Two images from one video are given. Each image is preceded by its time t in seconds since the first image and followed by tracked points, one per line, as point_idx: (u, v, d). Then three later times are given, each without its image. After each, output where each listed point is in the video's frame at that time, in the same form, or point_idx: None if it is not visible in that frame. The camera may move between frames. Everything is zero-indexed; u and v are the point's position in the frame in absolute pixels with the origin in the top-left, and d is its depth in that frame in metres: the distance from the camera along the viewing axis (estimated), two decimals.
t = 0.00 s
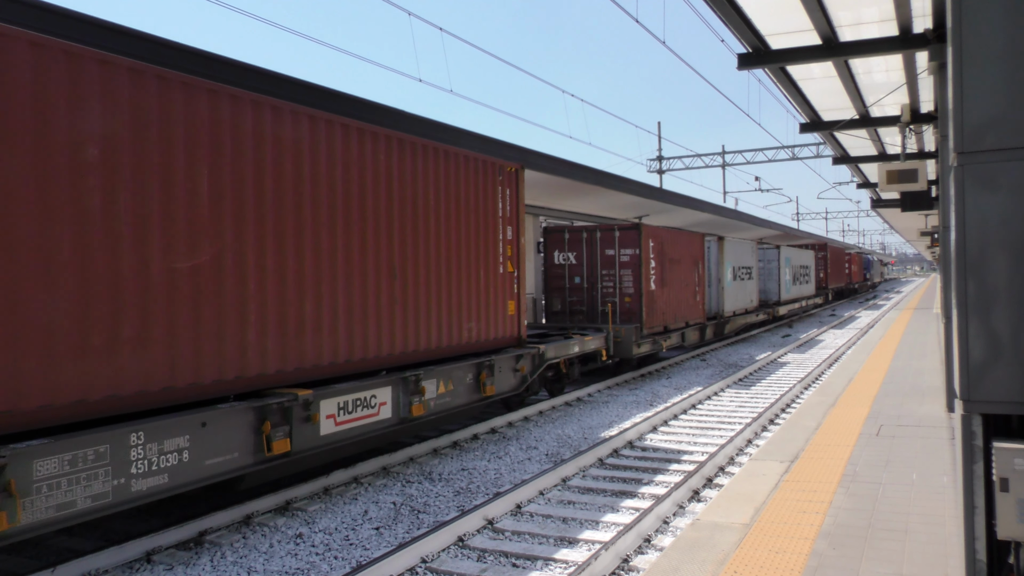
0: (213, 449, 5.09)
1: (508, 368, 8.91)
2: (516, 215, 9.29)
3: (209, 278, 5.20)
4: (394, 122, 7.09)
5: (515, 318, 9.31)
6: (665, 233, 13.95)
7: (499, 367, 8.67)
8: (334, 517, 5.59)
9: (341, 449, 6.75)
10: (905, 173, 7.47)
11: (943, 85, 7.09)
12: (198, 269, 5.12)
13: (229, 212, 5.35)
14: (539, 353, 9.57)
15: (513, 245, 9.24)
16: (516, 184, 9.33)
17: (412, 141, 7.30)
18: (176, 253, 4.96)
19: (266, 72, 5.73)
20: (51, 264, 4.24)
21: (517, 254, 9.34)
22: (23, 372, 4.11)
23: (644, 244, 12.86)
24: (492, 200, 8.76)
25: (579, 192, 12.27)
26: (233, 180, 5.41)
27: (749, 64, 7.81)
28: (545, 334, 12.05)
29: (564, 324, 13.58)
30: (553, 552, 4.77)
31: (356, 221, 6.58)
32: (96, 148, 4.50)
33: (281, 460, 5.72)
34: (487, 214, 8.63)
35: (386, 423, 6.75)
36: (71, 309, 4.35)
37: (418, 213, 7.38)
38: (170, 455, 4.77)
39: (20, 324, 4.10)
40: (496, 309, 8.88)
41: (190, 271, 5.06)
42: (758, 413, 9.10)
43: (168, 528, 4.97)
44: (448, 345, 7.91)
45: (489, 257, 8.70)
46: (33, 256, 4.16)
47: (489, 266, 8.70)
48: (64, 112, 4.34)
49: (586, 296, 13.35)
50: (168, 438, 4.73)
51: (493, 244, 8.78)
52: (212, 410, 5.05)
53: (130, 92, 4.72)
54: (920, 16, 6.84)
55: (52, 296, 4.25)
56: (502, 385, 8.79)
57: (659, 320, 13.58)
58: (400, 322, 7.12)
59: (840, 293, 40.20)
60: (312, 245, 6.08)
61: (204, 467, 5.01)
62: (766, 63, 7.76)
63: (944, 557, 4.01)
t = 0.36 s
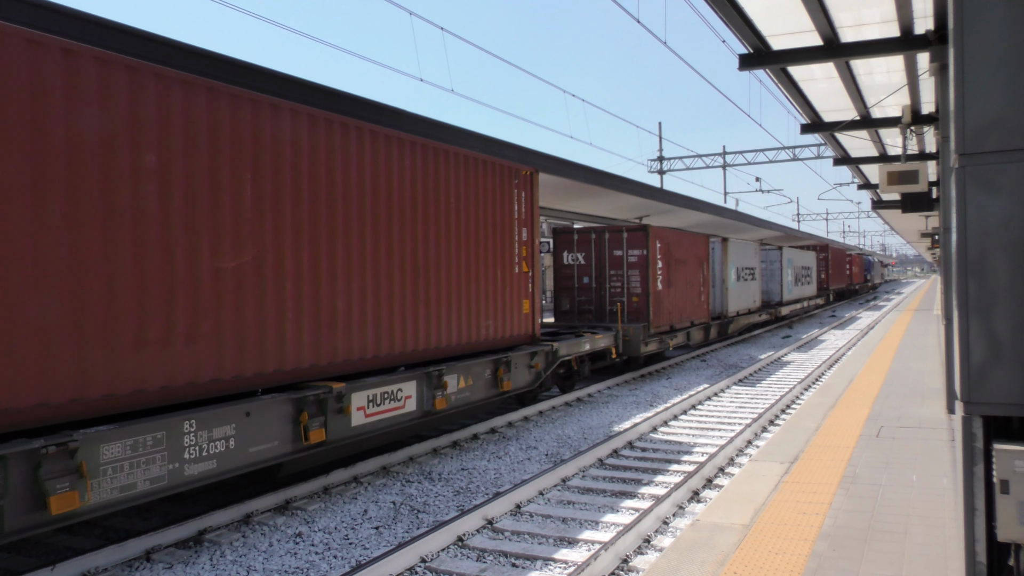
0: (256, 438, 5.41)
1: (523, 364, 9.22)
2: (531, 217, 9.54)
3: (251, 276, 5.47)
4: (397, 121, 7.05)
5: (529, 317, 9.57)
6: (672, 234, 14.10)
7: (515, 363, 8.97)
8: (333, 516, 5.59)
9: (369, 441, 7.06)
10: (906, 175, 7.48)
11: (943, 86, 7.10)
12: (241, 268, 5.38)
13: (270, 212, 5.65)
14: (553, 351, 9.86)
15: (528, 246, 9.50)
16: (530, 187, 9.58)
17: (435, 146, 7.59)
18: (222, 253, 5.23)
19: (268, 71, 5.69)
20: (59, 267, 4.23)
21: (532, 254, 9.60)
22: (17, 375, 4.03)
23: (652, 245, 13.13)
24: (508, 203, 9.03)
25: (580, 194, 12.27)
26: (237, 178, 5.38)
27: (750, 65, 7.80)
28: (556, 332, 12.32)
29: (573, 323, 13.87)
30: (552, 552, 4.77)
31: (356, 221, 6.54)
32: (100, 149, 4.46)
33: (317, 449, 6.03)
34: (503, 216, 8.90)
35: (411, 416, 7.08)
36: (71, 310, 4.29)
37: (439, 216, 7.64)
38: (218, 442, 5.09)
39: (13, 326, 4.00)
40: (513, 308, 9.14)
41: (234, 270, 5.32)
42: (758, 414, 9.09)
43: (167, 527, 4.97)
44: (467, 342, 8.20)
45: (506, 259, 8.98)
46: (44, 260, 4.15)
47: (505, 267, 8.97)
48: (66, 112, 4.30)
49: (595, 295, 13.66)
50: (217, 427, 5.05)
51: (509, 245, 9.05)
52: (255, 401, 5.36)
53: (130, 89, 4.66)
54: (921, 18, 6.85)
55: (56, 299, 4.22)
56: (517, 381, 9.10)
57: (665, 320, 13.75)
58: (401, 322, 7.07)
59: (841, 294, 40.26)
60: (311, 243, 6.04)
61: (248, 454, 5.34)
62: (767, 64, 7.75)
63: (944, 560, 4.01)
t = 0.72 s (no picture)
0: (295, 428, 5.76)
1: (539, 361, 9.58)
2: (546, 219, 9.85)
3: (290, 277, 5.81)
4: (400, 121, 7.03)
5: (545, 315, 9.88)
6: (679, 236, 14.20)
7: (531, 360, 9.32)
8: (335, 516, 5.59)
9: (396, 433, 7.41)
10: (909, 176, 7.47)
11: (947, 87, 7.10)
12: (282, 268, 5.74)
13: (307, 217, 5.97)
14: (567, 349, 10.21)
15: (544, 248, 9.81)
16: (546, 190, 9.88)
17: (458, 151, 7.93)
18: (264, 254, 5.58)
19: (269, 71, 5.69)
20: (101, 266, 4.45)
21: (548, 255, 9.91)
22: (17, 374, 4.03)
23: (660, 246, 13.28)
24: (525, 205, 9.33)
25: (582, 195, 12.27)
26: (239, 178, 5.39)
27: (753, 65, 7.77)
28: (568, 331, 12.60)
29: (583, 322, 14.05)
30: (552, 553, 4.77)
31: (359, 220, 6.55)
32: (103, 149, 4.47)
33: (351, 440, 6.38)
34: (521, 219, 9.22)
35: (436, 410, 7.43)
36: (74, 309, 4.31)
37: (459, 218, 7.96)
38: (261, 432, 5.44)
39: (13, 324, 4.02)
40: (528, 307, 9.46)
41: (276, 270, 5.68)
42: (759, 415, 9.06)
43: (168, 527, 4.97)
44: (487, 339, 8.54)
45: (523, 259, 9.30)
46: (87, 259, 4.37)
47: (522, 267, 9.29)
48: (67, 111, 4.30)
49: (604, 295, 13.83)
50: (261, 417, 5.42)
51: (525, 247, 9.36)
52: (295, 393, 5.71)
53: (131, 89, 4.65)
54: (924, 18, 6.85)
55: (59, 296, 4.23)
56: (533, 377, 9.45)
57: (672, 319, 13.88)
58: (404, 321, 7.11)
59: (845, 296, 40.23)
60: (334, 242, 6.24)
61: (288, 443, 5.71)
62: (769, 65, 7.74)
63: (946, 561, 4.00)
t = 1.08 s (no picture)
0: (329, 420, 6.20)
1: (552, 359, 9.95)
2: (558, 221, 10.08)
3: (323, 278, 6.15)
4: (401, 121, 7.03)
5: (558, 314, 10.10)
6: (684, 237, 14.26)
7: (544, 357, 9.69)
8: (336, 516, 5.59)
9: (419, 426, 7.82)
10: (910, 176, 7.47)
11: (947, 87, 7.10)
12: (317, 270, 6.09)
13: (310, 222, 6.03)
14: (578, 347, 10.54)
15: (556, 248, 10.05)
16: (558, 193, 10.12)
17: (476, 155, 8.23)
18: (301, 255, 5.93)
19: (272, 71, 5.71)
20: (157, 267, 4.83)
21: (560, 256, 10.13)
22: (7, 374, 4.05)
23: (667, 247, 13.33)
24: (537, 208, 9.57)
25: (584, 195, 12.28)
26: (233, 178, 5.38)
27: (753, 65, 7.78)
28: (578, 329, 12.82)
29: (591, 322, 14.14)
30: (552, 552, 4.78)
31: (361, 220, 6.54)
32: (114, 152, 4.58)
33: (380, 432, 6.82)
34: (533, 221, 9.46)
35: (456, 404, 7.86)
36: (67, 311, 4.33)
37: (476, 220, 8.24)
38: (299, 423, 5.88)
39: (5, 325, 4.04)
40: (541, 306, 9.70)
41: (311, 272, 6.03)
42: (759, 415, 9.07)
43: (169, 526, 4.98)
44: (504, 338, 8.82)
45: (535, 260, 9.54)
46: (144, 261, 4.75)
47: (535, 268, 9.54)
48: (58, 113, 4.30)
49: (612, 295, 13.88)
50: (301, 410, 5.86)
51: (538, 248, 9.61)
52: (329, 387, 6.13)
53: (160, 99, 4.88)
54: (924, 19, 6.85)
55: (51, 298, 4.24)
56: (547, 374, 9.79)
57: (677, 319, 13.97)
58: (407, 320, 7.15)
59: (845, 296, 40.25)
60: (361, 245, 6.56)
61: (323, 434, 6.14)
62: (770, 65, 7.74)
63: (946, 561, 4.01)
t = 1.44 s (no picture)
0: (362, 413, 6.51)
1: (566, 357, 10.23)
2: (570, 221, 10.41)
3: (354, 277, 6.49)
4: (402, 121, 7.02)
5: (570, 312, 10.43)
6: (690, 237, 14.30)
7: (558, 353, 10.00)
8: (338, 516, 5.60)
9: (441, 419, 8.13)
10: (912, 175, 7.46)
11: (949, 86, 7.09)
12: (349, 269, 6.44)
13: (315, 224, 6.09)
14: (589, 343, 10.81)
15: (569, 249, 10.38)
16: (570, 195, 10.46)
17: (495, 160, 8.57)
18: (334, 256, 6.27)
19: (274, 71, 5.71)
20: (206, 265, 5.18)
21: (572, 256, 10.48)
22: (22, 372, 4.13)
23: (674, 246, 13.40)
24: (551, 210, 9.89)
25: (586, 195, 12.27)
26: (232, 176, 5.38)
27: (755, 65, 7.78)
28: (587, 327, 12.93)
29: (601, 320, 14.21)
30: (554, 552, 4.78)
31: (362, 219, 6.57)
32: (169, 159, 4.92)
33: (407, 424, 7.14)
34: (547, 223, 9.80)
35: (477, 398, 8.17)
36: (65, 309, 4.33)
37: (493, 222, 8.58)
38: (334, 415, 6.20)
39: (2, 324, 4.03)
40: (554, 304, 10.04)
41: (343, 271, 6.38)
42: (761, 414, 9.10)
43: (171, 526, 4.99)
44: (519, 335, 9.17)
45: (549, 260, 9.88)
46: (195, 260, 5.09)
47: (550, 267, 9.87)
48: (52, 111, 4.28)
49: (620, 294, 13.93)
50: (336, 402, 6.17)
51: (552, 248, 9.95)
52: (362, 381, 6.44)
53: (210, 108, 5.22)
54: (926, 18, 6.84)
55: (47, 295, 4.24)
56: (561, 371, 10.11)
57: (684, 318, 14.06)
58: (410, 319, 7.19)
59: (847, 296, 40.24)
60: (387, 246, 6.88)
61: (356, 425, 6.46)
62: (771, 64, 7.74)
63: (948, 561, 4.01)
